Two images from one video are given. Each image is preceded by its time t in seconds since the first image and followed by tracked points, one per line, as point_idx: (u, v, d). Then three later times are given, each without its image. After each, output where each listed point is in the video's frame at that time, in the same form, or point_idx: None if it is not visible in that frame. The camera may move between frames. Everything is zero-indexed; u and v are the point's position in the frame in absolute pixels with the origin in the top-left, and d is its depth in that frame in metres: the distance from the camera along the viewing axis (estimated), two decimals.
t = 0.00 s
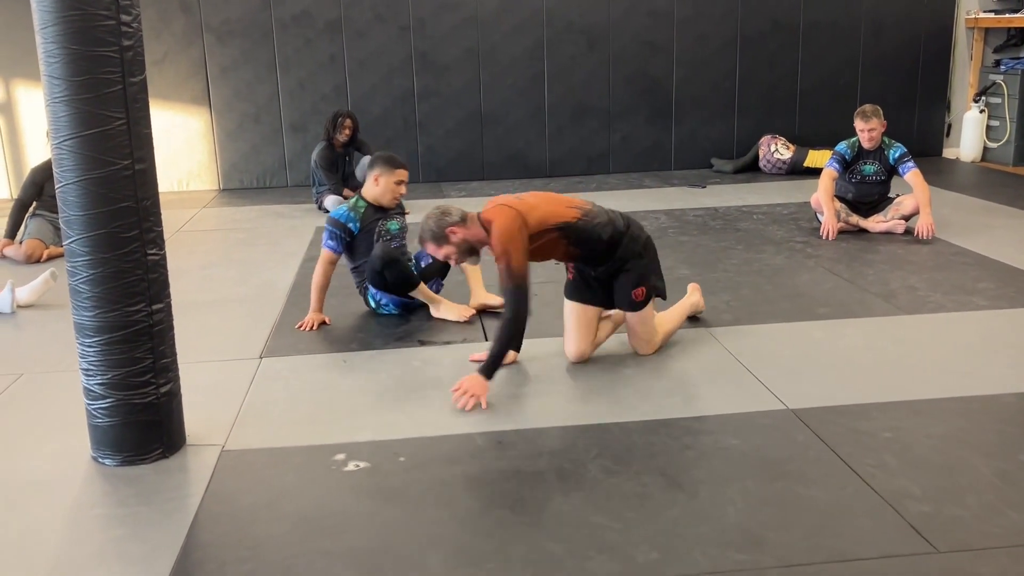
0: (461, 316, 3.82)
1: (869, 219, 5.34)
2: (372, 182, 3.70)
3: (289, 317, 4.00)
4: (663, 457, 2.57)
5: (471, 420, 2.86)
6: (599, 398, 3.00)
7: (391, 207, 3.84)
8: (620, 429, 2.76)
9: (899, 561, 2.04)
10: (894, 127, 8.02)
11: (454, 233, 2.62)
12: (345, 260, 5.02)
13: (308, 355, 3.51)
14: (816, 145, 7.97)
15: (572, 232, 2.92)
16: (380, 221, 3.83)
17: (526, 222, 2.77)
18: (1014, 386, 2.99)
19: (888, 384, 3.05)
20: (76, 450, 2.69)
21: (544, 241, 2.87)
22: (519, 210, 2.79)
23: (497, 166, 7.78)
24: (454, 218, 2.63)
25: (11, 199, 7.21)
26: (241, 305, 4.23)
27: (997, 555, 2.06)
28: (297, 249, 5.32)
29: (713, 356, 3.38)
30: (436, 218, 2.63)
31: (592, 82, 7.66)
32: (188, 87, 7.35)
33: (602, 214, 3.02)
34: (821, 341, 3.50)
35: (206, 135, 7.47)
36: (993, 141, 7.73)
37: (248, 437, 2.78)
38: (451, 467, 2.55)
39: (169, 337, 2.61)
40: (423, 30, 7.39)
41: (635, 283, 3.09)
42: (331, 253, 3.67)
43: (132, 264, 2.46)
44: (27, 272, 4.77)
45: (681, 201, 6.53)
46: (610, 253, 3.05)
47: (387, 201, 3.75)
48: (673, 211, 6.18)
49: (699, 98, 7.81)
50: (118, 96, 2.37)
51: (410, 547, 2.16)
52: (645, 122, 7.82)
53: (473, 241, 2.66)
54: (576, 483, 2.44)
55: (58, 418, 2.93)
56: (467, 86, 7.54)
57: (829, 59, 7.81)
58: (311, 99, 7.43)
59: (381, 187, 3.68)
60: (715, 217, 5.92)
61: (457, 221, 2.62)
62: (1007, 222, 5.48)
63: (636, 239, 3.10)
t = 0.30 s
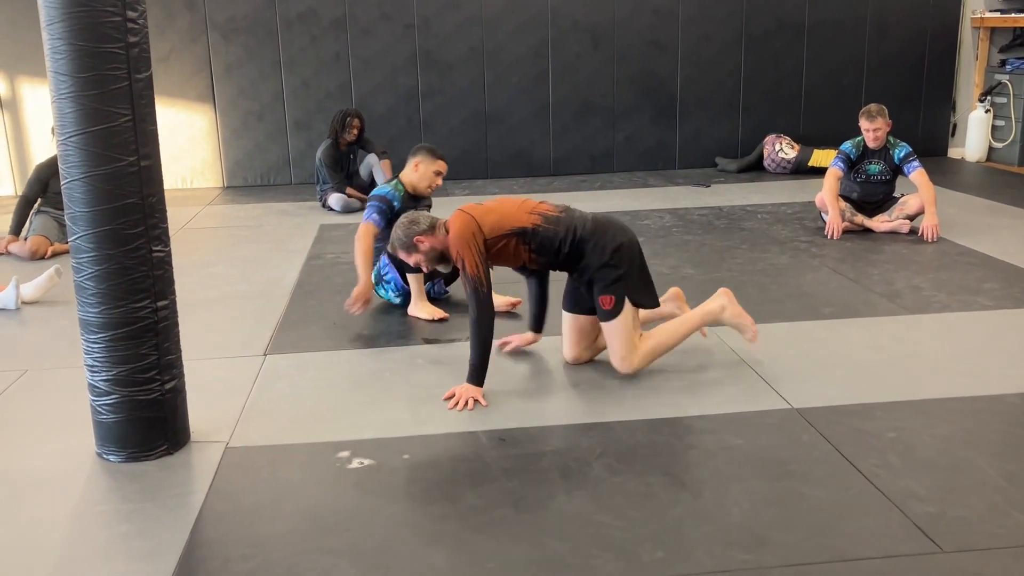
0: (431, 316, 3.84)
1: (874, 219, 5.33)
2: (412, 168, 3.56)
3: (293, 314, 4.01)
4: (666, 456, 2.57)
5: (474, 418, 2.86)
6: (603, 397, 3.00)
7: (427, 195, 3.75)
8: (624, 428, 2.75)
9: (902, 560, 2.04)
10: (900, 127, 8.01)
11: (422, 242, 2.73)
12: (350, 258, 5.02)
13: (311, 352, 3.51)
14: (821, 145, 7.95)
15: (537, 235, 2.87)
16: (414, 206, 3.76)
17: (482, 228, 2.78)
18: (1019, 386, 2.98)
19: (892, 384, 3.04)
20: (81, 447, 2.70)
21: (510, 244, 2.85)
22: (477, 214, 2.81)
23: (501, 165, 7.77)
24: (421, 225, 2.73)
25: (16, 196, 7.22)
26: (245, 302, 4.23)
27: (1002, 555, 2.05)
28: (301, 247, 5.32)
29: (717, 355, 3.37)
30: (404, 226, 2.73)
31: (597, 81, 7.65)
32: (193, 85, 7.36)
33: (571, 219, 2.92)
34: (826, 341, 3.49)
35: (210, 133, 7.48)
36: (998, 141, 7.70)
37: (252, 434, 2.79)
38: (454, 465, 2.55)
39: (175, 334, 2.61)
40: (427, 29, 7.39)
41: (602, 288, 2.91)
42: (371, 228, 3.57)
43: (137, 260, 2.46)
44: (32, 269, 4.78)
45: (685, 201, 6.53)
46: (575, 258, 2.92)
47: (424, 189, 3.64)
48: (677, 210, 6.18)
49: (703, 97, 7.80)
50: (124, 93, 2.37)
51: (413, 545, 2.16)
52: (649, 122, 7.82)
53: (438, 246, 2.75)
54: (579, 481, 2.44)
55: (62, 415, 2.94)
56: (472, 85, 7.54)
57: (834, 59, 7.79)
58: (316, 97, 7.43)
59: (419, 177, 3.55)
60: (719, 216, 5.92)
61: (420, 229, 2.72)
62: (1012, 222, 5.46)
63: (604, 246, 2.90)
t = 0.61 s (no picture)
0: (434, 316, 3.85)
1: (877, 219, 5.32)
2: (447, 160, 3.72)
3: (297, 312, 4.02)
4: (670, 455, 2.57)
5: (478, 417, 2.86)
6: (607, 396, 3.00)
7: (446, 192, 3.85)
8: (628, 427, 2.75)
9: (905, 560, 2.05)
10: (903, 127, 8.00)
11: (450, 245, 2.72)
12: (353, 256, 5.03)
13: (315, 350, 3.51)
14: (824, 145, 7.95)
15: (550, 229, 2.92)
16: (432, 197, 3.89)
17: (502, 224, 2.83)
18: (1021, 386, 2.99)
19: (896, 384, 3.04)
20: (85, 444, 2.70)
21: (529, 239, 2.90)
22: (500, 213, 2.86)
23: (504, 164, 7.78)
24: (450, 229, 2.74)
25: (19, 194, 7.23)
26: (248, 300, 4.24)
27: (1004, 555, 2.06)
28: (305, 245, 5.33)
29: (720, 354, 3.37)
30: (435, 229, 2.75)
31: (600, 80, 7.65)
32: (196, 83, 7.36)
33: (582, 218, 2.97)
34: (829, 341, 3.49)
35: (214, 131, 7.49)
36: (1001, 141, 7.70)
37: (256, 432, 2.79)
38: (458, 463, 2.56)
39: (179, 331, 2.62)
40: (430, 27, 7.39)
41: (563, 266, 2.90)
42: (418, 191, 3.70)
43: (142, 258, 2.47)
44: (36, 266, 4.79)
45: (688, 200, 6.53)
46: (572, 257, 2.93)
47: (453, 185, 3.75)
48: (680, 210, 6.17)
49: (706, 96, 7.80)
50: (129, 91, 2.38)
51: (417, 543, 2.16)
52: (652, 121, 7.82)
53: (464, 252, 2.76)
54: (582, 480, 2.44)
55: (67, 412, 2.94)
56: (474, 84, 7.54)
57: (837, 58, 7.79)
58: (319, 95, 7.44)
59: (451, 170, 3.69)
60: (722, 216, 5.92)
61: (450, 233, 2.72)
62: (1015, 222, 5.46)
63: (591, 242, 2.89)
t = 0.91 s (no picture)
0: (435, 314, 3.84)
1: (878, 218, 5.32)
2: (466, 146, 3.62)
3: (297, 310, 4.02)
4: (671, 453, 2.57)
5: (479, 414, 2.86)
6: (607, 394, 3.00)
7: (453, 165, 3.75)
8: (629, 426, 2.75)
9: (906, 559, 2.05)
10: (904, 126, 7.99)
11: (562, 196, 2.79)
12: (354, 255, 5.03)
13: (315, 348, 3.51)
14: (825, 143, 7.94)
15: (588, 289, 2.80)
16: (439, 168, 3.76)
17: (588, 237, 2.74)
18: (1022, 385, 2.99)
19: (896, 383, 3.04)
20: (86, 442, 2.70)
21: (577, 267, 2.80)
22: (601, 234, 2.76)
23: (505, 163, 7.78)
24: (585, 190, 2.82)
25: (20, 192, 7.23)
26: (249, 298, 4.24)
27: (1005, 554, 2.05)
28: (305, 243, 5.33)
29: (721, 353, 3.37)
30: (578, 180, 2.82)
31: (601, 79, 7.65)
32: (197, 81, 7.36)
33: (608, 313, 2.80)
34: (830, 339, 3.49)
35: (214, 129, 7.48)
36: (1002, 140, 7.69)
37: (256, 430, 2.79)
38: (459, 461, 2.55)
39: (180, 329, 2.62)
40: (431, 26, 7.39)
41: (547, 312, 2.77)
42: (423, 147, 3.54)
43: (143, 256, 2.47)
44: (36, 264, 4.79)
45: (689, 199, 6.52)
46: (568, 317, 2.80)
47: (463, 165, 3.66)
48: (681, 209, 6.17)
49: (708, 95, 7.79)
50: (130, 88, 2.37)
51: (418, 541, 2.16)
52: (654, 120, 7.81)
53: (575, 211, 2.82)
54: (583, 478, 2.44)
55: (68, 409, 2.94)
56: (476, 82, 7.54)
57: (838, 57, 7.79)
58: (320, 94, 7.44)
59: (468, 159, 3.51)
60: (723, 215, 5.92)
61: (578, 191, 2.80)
62: (1017, 221, 5.45)
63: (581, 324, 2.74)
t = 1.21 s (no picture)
0: (436, 311, 3.87)
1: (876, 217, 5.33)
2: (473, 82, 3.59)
3: (296, 310, 4.02)
4: (670, 453, 2.57)
5: (477, 414, 2.86)
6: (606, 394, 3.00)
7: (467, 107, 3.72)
8: (627, 425, 2.76)
9: (904, 558, 2.05)
10: (902, 125, 8.00)
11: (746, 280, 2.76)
12: (352, 254, 5.03)
13: (314, 348, 3.52)
14: (823, 143, 7.95)
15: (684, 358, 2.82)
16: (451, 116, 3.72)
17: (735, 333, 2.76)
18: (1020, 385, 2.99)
19: (894, 382, 3.05)
20: (84, 442, 2.71)
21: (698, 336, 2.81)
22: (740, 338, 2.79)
23: (503, 162, 7.78)
24: (767, 273, 2.76)
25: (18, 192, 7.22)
26: (248, 298, 4.24)
27: (1003, 553, 2.06)
28: (304, 243, 5.33)
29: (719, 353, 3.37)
30: (772, 272, 2.77)
31: (599, 79, 7.65)
32: (195, 81, 7.36)
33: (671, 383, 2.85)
34: (828, 338, 3.50)
35: (212, 129, 7.48)
36: (1000, 139, 7.71)
37: (254, 429, 2.79)
38: (458, 461, 2.56)
39: (178, 328, 2.62)
40: (430, 26, 7.39)
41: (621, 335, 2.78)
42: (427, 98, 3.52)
43: (141, 256, 2.47)
44: (35, 264, 4.78)
45: (687, 199, 6.53)
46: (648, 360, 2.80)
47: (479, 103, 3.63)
48: (679, 208, 6.18)
49: (706, 95, 7.80)
50: (128, 89, 2.38)
51: (416, 540, 2.17)
52: (652, 119, 7.82)
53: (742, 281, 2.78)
54: (582, 478, 2.44)
55: (67, 409, 2.95)
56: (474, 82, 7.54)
57: (836, 57, 7.80)
58: (318, 93, 7.43)
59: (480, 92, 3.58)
60: (721, 214, 5.93)
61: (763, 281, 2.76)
62: (1014, 221, 5.46)
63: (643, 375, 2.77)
